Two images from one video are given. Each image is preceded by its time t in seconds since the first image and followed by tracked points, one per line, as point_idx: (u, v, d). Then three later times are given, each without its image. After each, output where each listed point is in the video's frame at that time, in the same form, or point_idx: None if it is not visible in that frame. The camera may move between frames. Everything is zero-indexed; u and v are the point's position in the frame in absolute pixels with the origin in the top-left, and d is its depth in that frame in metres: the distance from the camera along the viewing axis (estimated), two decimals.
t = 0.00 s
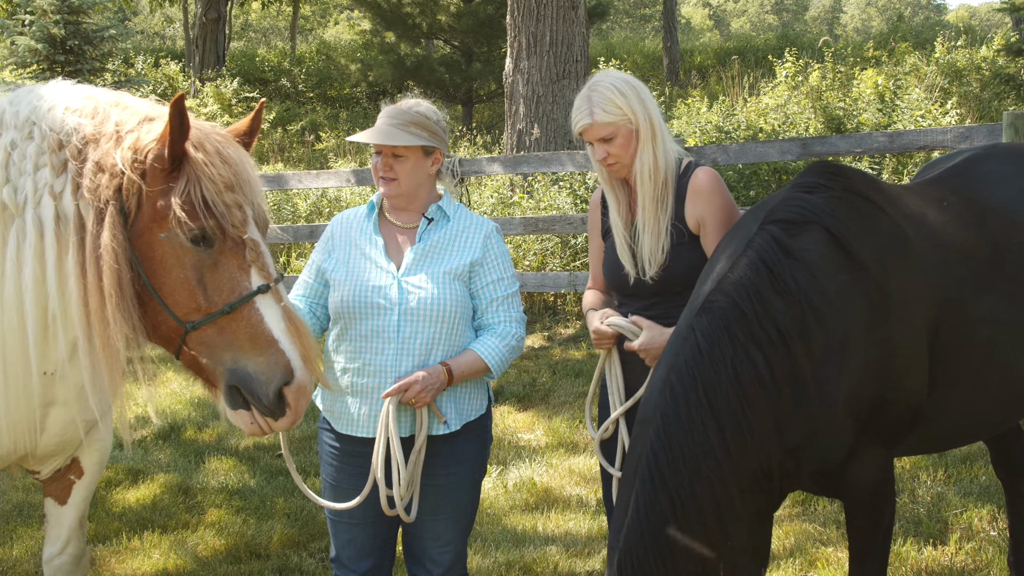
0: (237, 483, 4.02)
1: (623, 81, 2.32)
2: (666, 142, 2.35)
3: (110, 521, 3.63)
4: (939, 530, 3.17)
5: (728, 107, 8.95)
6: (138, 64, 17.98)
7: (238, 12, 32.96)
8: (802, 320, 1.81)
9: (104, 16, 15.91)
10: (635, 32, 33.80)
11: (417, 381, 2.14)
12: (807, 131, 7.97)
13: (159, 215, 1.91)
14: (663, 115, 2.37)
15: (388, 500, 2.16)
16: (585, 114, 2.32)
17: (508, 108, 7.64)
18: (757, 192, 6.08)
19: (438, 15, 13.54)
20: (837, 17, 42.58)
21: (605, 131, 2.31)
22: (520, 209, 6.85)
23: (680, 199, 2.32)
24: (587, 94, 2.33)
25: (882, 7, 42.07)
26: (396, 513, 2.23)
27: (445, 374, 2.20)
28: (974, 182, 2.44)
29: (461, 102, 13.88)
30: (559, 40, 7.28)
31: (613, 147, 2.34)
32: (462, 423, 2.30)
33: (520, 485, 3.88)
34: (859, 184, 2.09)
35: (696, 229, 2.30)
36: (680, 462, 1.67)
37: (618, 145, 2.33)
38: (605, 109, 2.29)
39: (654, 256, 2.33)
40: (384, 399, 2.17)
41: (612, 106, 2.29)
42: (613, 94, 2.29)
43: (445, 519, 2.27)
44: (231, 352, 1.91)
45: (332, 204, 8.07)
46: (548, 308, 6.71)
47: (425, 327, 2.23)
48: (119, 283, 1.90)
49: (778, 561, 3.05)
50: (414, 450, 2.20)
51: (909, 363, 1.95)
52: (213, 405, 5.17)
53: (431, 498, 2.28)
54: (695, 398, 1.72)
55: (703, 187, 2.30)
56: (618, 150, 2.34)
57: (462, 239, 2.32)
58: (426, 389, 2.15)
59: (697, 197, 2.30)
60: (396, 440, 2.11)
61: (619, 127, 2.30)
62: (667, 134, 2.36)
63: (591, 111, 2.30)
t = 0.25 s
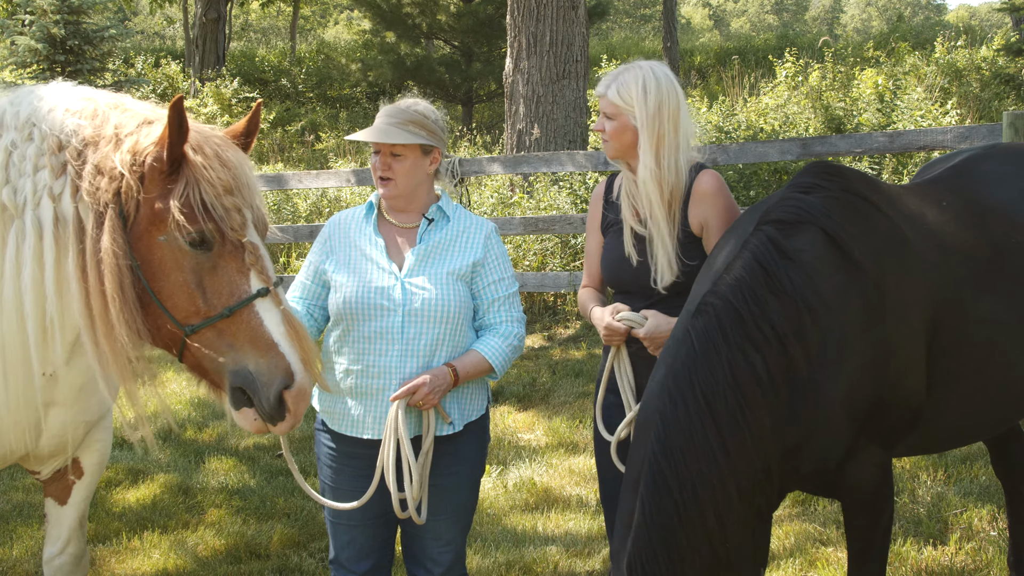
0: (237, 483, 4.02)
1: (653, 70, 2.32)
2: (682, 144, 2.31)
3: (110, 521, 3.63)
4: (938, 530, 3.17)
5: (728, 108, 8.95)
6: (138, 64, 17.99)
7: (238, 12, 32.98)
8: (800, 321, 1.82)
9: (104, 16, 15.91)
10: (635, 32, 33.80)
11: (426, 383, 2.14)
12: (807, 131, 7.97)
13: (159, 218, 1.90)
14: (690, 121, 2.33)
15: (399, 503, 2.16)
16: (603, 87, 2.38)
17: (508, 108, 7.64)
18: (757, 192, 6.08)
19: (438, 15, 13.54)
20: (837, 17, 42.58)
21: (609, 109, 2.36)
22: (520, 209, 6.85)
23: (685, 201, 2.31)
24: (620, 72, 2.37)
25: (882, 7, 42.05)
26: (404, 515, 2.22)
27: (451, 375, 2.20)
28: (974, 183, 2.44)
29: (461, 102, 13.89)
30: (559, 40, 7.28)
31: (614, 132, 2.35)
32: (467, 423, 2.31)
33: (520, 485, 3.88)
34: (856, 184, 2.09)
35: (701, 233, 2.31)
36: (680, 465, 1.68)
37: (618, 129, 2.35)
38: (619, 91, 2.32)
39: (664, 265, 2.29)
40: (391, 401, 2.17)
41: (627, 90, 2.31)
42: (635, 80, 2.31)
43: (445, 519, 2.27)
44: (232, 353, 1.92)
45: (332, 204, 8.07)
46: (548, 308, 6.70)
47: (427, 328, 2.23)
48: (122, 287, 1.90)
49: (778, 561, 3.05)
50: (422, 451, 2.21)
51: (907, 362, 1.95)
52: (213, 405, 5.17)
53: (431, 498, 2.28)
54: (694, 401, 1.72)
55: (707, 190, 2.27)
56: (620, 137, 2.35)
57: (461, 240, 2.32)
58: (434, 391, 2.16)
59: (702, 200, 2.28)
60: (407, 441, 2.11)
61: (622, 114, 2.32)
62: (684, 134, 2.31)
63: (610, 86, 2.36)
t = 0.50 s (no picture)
0: (237, 483, 4.02)
1: (660, 71, 2.36)
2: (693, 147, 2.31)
3: (110, 521, 3.63)
4: (938, 530, 3.17)
5: (728, 107, 8.96)
6: (138, 65, 17.98)
7: (238, 11, 32.99)
8: (803, 322, 1.82)
9: (104, 16, 15.91)
10: (635, 32, 33.79)
11: (428, 383, 2.14)
12: (807, 131, 7.97)
13: (149, 217, 1.90)
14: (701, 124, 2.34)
15: (404, 503, 2.16)
16: (611, 88, 2.38)
17: (508, 108, 7.64)
18: (757, 192, 6.07)
19: (438, 15, 13.54)
20: (837, 17, 42.59)
21: (620, 108, 2.35)
22: (520, 209, 6.85)
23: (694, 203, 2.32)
24: (629, 72, 2.39)
25: (882, 7, 42.04)
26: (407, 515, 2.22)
27: (452, 375, 2.21)
28: (974, 183, 2.44)
29: (461, 102, 13.91)
30: (559, 40, 7.28)
31: (621, 134, 2.34)
32: (469, 423, 2.32)
33: (520, 485, 3.87)
34: (857, 184, 2.09)
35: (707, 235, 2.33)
36: (690, 468, 1.66)
37: (627, 130, 2.34)
38: (629, 92, 2.34)
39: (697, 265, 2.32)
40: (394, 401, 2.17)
41: (637, 92, 2.32)
42: (644, 82, 2.33)
43: (445, 519, 2.27)
44: (223, 353, 1.91)
45: (332, 204, 8.07)
46: (547, 308, 6.70)
47: (428, 328, 2.23)
48: (115, 287, 1.91)
49: (778, 561, 3.05)
50: (424, 450, 2.21)
51: (907, 362, 1.95)
52: (213, 405, 5.17)
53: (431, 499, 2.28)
54: (702, 403, 1.71)
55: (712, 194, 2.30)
56: (627, 139, 2.34)
57: (460, 240, 2.32)
58: (436, 391, 2.16)
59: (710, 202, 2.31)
60: (412, 440, 2.12)
61: (632, 114, 2.32)
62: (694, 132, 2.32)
63: (618, 87, 2.37)
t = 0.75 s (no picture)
0: (237, 483, 4.02)
1: (664, 71, 2.37)
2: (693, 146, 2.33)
3: (110, 521, 3.63)
4: (938, 530, 3.17)
5: (728, 107, 8.96)
6: (138, 65, 17.99)
7: (238, 11, 33.00)
8: (805, 324, 1.81)
9: (104, 16, 15.91)
10: (635, 32, 33.80)
11: (426, 380, 2.14)
12: (807, 131, 7.98)
13: (131, 221, 1.89)
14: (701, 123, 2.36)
15: (402, 501, 2.16)
16: (613, 87, 2.39)
17: (508, 108, 7.64)
18: (757, 192, 6.07)
19: (438, 15, 13.54)
20: (836, 17, 42.59)
21: (622, 107, 2.35)
22: (520, 209, 6.86)
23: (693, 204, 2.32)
24: (629, 71, 2.40)
25: (882, 7, 42.05)
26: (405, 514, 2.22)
27: (450, 372, 2.21)
28: (973, 183, 2.44)
29: (461, 102, 13.94)
30: (559, 40, 7.28)
31: (621, 133, 2.36)
32: (468, 421, 2.32)
33: (520, 485, 3.87)
34: (857, 184, 2.09)
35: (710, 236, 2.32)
36: (697, 473, 1.66)
37: (628, 128, 2.34)
38: (631, 91, 2.35)
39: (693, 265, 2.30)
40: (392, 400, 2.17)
41: (638, 90, 2.33)
42: (645, 80, 2.34)
43: (444, 518, 2.27)
44: (197, 362, 1.88)
45: (332, 204, 8.07)
46: (547, 308, 6.70)
47: (425, 327, 2.24)
48: (101, 290, 1.90)
49: (777, 561, 3.05)
50: (423, 449, 2.21)
51: (906, 363, 1.95)
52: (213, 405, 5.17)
53: (430, 499, 2.28)
54: (706, 407, 1.70)
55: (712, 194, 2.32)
56: (626, 138, 2.35)
57: (455, 239, 2.32)
58: (434, 389, 2.16)
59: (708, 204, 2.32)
60: (411, 438, 2.12)
61: (633, 113, 2.33)
62: (694, 132, 2.33)
63: (619, 86, 2.38)
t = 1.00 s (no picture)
0: (237, 483, 4.02)
1: (661, 70, 2.34)
2: (690, 147, 2.31)
3: (110, 521, 3.63)
4: (938, 530, 3.17)
5: (728, 107, 8.96)
6: (138, 65, 17.99)
7: (238, 11, 32.99)
8: (804, 325, 1.81)
9: (104, 16, 15.90)
10: (635, 32, 33.81)
11: (426, 380, 2.14)
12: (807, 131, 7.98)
13: (115, 231, 1.87)
14: (700, 123, 2.35)
15: (405, 500, 2.17)
16: (612, 87, 2.38)
17: (508, 108, 7.63)
18: (757, 192, 6.06)
19: (438, 15, 13.53)
20: (836, 17, 42.58)
21: (621, 108, 2.35)
22: (520, 209, 6.85)
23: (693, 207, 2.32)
24: (626, 70, 2.38)
25: (882, 7, 41.81)
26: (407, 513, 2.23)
27: (450, 371, 2.21)
28: (973, 183, 2.44)
29: (461, 102, 13.98)
30: (559, 40, 7.28)
31: (620, 134, 2.36)
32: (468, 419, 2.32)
33: (520, 485, 3.87)
34: (854, 184, 2.09)
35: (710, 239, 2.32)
36: (697, 477, 1.66)
37: (627, 129, 2.35)
38: (628, 90, 2.33)
39: (680, 265, 2.29)
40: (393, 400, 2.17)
41: (635, 90, 2.32)
42: (641, 80, 2.32)
43: (444, 518, 2.27)
44: (175, 376, 1.84)
45: (332, 204, 8.07)
46: (548, 308, 6.70)
47: (425, 327, 2.24)
48: (86, 298, 1.90)
49: (778, 561, 3.05)
50: (424, 448, 2.21)
51: (907, 363, 1.95)
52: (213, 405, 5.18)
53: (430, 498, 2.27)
54: (705, 411, 1.70)
55: (712, 196, 2.30)
56: (624, 140, 2.36)
57: (450, 238, 2.32)
58: (435, 388, 2.16)
59: (708, 206, 2.30)
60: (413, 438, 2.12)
61: (632, 113, 2.33)
62: (692, 133, 2.32)
63: (616, 86, 2.37)
